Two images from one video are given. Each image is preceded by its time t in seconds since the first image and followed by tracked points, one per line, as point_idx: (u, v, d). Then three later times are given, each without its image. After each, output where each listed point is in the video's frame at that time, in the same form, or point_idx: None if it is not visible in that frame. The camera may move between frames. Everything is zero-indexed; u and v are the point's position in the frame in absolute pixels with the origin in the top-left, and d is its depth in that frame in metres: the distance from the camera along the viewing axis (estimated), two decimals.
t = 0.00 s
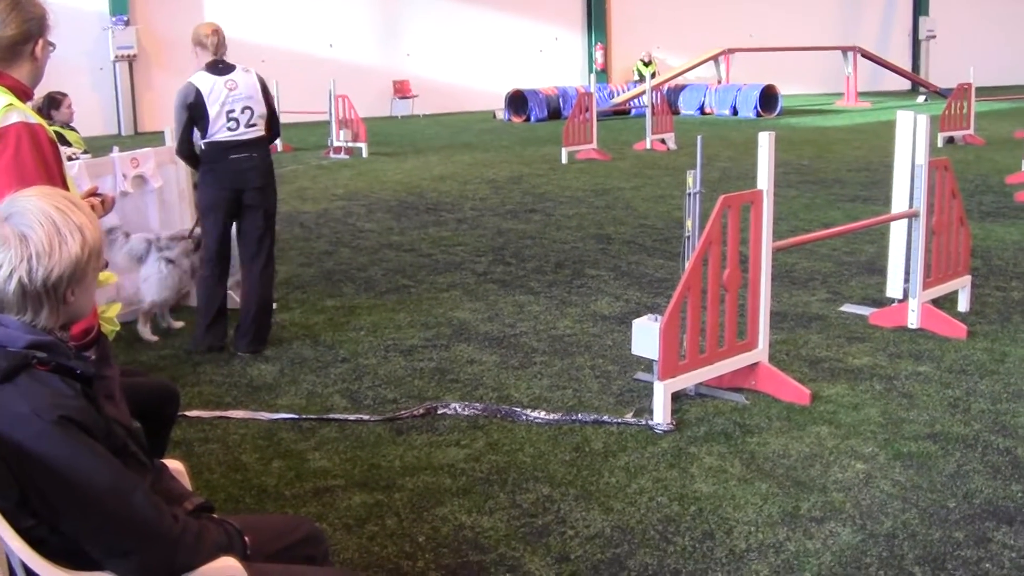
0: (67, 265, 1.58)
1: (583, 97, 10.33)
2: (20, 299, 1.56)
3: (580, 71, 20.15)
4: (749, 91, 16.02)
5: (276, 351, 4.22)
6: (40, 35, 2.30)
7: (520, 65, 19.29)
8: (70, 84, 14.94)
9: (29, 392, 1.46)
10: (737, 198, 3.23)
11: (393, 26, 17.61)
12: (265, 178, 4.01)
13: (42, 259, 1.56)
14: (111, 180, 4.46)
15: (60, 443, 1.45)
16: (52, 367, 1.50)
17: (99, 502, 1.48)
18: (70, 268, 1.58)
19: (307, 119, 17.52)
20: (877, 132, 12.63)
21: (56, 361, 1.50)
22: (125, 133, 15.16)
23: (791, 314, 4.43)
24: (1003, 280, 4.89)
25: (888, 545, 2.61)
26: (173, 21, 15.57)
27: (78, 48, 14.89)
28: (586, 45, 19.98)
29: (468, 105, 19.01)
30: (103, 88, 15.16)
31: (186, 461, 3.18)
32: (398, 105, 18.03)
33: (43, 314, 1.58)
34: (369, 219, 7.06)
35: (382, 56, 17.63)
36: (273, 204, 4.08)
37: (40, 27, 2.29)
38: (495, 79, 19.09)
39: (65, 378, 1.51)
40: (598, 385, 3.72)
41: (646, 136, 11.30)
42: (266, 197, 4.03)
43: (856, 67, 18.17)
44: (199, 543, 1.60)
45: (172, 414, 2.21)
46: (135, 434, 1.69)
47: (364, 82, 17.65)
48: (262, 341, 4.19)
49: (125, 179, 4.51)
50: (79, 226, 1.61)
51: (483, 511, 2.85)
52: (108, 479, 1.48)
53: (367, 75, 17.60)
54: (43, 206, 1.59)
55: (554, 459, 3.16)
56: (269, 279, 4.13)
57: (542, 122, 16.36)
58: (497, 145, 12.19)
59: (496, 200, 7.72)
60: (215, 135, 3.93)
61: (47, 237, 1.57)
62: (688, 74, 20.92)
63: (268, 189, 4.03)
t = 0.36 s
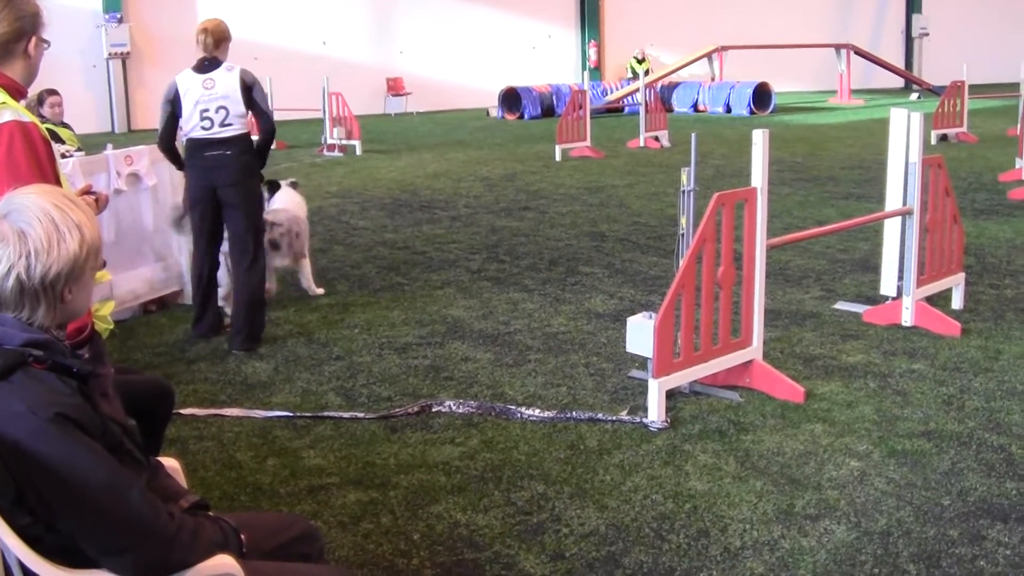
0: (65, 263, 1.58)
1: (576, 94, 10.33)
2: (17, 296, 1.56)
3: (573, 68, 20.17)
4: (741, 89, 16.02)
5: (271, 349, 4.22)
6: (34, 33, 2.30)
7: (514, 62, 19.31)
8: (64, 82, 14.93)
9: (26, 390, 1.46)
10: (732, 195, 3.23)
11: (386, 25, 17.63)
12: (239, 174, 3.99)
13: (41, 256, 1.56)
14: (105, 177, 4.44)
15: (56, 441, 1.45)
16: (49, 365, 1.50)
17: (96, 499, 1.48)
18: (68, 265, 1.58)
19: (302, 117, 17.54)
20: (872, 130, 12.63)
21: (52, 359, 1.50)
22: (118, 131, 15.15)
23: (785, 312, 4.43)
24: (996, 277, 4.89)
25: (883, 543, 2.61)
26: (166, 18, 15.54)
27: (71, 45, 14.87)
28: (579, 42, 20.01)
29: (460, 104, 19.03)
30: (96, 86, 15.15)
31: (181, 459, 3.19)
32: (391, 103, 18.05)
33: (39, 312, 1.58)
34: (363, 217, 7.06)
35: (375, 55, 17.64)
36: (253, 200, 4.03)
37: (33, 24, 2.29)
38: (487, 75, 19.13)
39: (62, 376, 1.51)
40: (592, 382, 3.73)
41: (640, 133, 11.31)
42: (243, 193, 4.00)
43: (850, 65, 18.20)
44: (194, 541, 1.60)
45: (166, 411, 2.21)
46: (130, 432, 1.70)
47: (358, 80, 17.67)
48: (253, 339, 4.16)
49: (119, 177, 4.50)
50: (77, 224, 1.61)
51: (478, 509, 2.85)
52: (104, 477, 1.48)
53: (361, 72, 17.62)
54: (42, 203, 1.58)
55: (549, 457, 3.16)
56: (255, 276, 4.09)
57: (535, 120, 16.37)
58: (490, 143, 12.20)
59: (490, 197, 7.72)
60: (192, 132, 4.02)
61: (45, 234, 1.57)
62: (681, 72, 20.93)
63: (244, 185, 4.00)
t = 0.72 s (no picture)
0: (64, 264, 1.58)
1: (573, 101, 10.34)
2: (16, 297, 1.56)
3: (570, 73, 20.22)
4: (738, 98, 16.10)
5: (267, 352, 4.22)
6: (34, 35, 2.31)
7: (512, 68, 19.37)
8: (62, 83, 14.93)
9: (23, 392, 1.47)
10: (729, 204, 3.24)
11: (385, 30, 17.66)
12: (199, 173, 3.95)
13: (39, 258, 1.56)
14: (103, 180, 4.45)
15: (53, 444, 1.45)
16: (47, 367, 1.50)
17: (93, 500, 1.48)
18: (67, 268, 1.59)
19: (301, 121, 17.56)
20: (869, 140, 12.66)
21: (50, 361, 1.50)
22: (115, 133, 15.15)
23: (781, 321, 4.44)
24: (991, 287, 4.90)
25: (877, 552, 2.61)
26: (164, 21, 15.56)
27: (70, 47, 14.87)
28: (577, 47, 20.06)
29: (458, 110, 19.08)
30: (94, 88, 15.15)
31: (176, 461, 3.19)
32: (388, 108, 18.10)
33: (38, 314, 1.58)
34: (360, 221, 7.07)
35: (373, 57, 17.66)
36: (218, 199, 3.97)
37: (34, 26, 2.30)
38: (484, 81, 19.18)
39: (60, 378, 1.52)
40: (588, 389, 3.73)
41: (637, 140, 11.32)
42: (208, 193, 3.96)
43: (847, 74, 18.23)
44: (190, 543, 1.60)
45: (160, 416, 2.21)
46: (127, 434, 1.70)
47: (357, 84, 17.70)
48: (234, 339, 4.14)
49: (116, 179, 4.50)
50: (75, 226, 1.61)
51: (472, 514, 2.85)
52: (101, 479, 1.48)
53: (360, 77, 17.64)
54: (40, 205, 1.59)
55: (544, 463, 3.16)
56: (229, 276, 4.06)
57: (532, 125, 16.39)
58: (487, 148, 12.22)
59: (486, 203, 7.73)
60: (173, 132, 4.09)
61: (44, 236, 1.57)
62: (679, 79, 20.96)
63: (205, 184, 3.95)
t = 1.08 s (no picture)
0: (58, 264, 1.58)
1: (569, 101, 10.32)
2: (10, 297, 1.56)
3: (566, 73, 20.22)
4: (734, 98, 16.02)
5: (262, 351, 4.22)
6: (30, 33, 2.31)
7: (508, 68, 19.37)
8: (57, 82, 14.90)
9: (18, 392, 1.47)
10: (724, 205, 3.23)
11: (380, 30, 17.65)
12: (183, 168, 3.94)
13: (33, 258, 1.56)
14: (98, 179, 4.44)
15: (48, 442, 1.45)
16: (42, 366, 1.50)
17: (88, 500, 1.48)
18: (61, 266, 1.58)
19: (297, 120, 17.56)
20: (865, 140, 12.67)
21: (45, 360, 1.51)
22: (111, 132, 15.13)
23: (776, 322, 4.44)
24: (987, 290, 4.90)
25: (871, 553, 2.61)
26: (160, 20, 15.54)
27: (66, 46, 14.86)
28: (573, 49, 20.08)
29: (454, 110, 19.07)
30: (90, 87, 15.13)
31: (171, 460, 3.18)
32: (384, 107, 18.10)
33: (32, 313, 1.58)
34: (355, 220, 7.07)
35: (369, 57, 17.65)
36: (200, 195, 3.96)
37: (30, 25, 2.30)
38: (481, 81, 19.17)
39: (54, 377, 1.52)
40: (583, 390, 3.73)
41: (633, 141, 11.31)
42: (191, 187, 3.95)
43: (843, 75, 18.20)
44: (184, 544, 1.60)
45: (155, 415, 2.21)
46: (122, 433, 1.70)
47: (353, 84, 17.70)
48: (215, 335, 4.16)
49: (111, 178, 4.49)
50: (70, 225, 1.61)
51: (467, 514, 2.85)
52: (97, 477, 1.48)
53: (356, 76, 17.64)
54: (34, 204, 1.58)
55: (539, 463, 3.16)
56: (210, 272, 4.04)
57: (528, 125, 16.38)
58: (483, 148, 12.22)
59: (481, 203, 7.73)
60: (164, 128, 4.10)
61: (38, 235, 1.56)
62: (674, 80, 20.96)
63: (187, 179, 3.94)
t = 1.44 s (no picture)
0: (52, 258, 1.57)
1: (566, 95, 10.31)
2: (5, 292, 1.55)
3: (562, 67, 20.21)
4: (730, 91, 16.06)
5: (259, 346, 4.21)
6: (26, 28, 2.31)
7: (504, 62, 19.35)
8: (53, 77, 14.88)
9: (15, 387, 1.46)
10: (722, 198, 3.23)
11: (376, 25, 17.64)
12: (172, 163, 3.95)
13: (27, 253, 1.55)
14: (94, 174, 4.43)
15: (46, 437, 1.44)
16: (40, 361, 1.50)
17: (87, 496, 1.47)
18: (55, 261, 1.58)
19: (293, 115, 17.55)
20: (861, 133, 12.68)
21: (43, 355, 1.51)
22: (107, 126, 15.12)
23: (774, 314, 4.44)
24: (984, 282, 4.90)
25: (870, 546, 2.61)
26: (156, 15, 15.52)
27: (61, 41, 14.84)
28: (568, 42, 20.04)
29: (450, 104, 19.07)
30: (86, 82, 15.11)
31: (169, 456, 3.18)
32: (380, 101, 18.08)
33: (29, 308, 1.58)
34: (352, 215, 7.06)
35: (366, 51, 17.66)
36: (190, 189, 3.97)
37: (26, 20, 2.30)
38: (477, 74, 19.16)
39: (52, 372, 1.52)
40: (580, 383, 3.73)
41: (629, 134, 11.31)
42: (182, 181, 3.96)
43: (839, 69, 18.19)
44: (183, 538, 1.60)
45: (154, 410, 2.19)
46: (120, 428, 1.69)
47: (349, 77, 17.69)
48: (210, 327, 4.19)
49: (108, 172, 4.48)
50: (62, 218, 1.60)
51: (466, 508, 2.85)
52: (95, 473, 1.47)
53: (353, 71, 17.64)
54: (26, 198, 1.58)
55: (537, 457, 3.16)
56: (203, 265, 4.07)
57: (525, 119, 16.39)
58: (479, 142, 12.21)
59: (478, 197, 7.72)
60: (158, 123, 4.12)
61: (30, 230, 1.55)
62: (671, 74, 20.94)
63: (175, 174, 3.95)
